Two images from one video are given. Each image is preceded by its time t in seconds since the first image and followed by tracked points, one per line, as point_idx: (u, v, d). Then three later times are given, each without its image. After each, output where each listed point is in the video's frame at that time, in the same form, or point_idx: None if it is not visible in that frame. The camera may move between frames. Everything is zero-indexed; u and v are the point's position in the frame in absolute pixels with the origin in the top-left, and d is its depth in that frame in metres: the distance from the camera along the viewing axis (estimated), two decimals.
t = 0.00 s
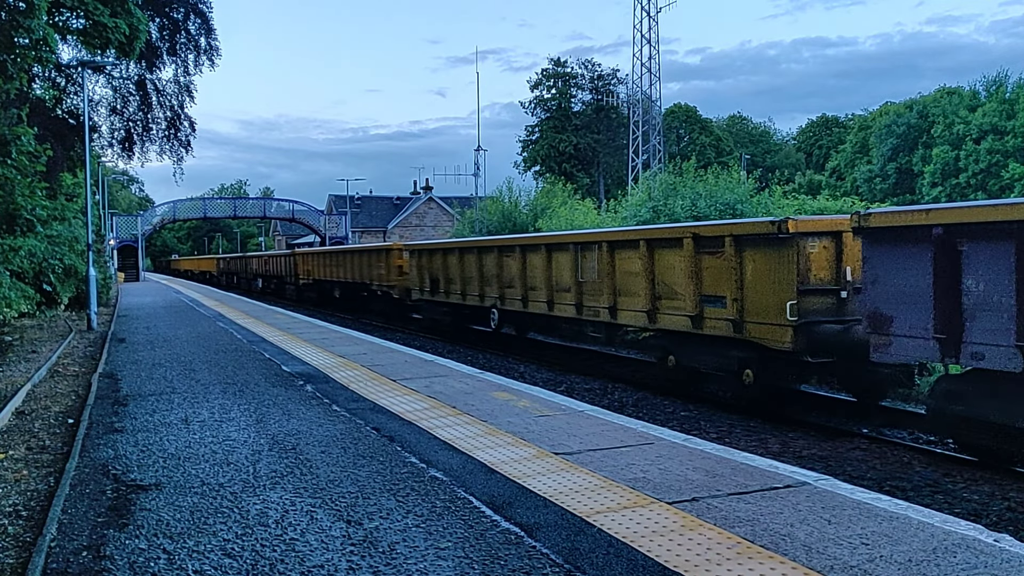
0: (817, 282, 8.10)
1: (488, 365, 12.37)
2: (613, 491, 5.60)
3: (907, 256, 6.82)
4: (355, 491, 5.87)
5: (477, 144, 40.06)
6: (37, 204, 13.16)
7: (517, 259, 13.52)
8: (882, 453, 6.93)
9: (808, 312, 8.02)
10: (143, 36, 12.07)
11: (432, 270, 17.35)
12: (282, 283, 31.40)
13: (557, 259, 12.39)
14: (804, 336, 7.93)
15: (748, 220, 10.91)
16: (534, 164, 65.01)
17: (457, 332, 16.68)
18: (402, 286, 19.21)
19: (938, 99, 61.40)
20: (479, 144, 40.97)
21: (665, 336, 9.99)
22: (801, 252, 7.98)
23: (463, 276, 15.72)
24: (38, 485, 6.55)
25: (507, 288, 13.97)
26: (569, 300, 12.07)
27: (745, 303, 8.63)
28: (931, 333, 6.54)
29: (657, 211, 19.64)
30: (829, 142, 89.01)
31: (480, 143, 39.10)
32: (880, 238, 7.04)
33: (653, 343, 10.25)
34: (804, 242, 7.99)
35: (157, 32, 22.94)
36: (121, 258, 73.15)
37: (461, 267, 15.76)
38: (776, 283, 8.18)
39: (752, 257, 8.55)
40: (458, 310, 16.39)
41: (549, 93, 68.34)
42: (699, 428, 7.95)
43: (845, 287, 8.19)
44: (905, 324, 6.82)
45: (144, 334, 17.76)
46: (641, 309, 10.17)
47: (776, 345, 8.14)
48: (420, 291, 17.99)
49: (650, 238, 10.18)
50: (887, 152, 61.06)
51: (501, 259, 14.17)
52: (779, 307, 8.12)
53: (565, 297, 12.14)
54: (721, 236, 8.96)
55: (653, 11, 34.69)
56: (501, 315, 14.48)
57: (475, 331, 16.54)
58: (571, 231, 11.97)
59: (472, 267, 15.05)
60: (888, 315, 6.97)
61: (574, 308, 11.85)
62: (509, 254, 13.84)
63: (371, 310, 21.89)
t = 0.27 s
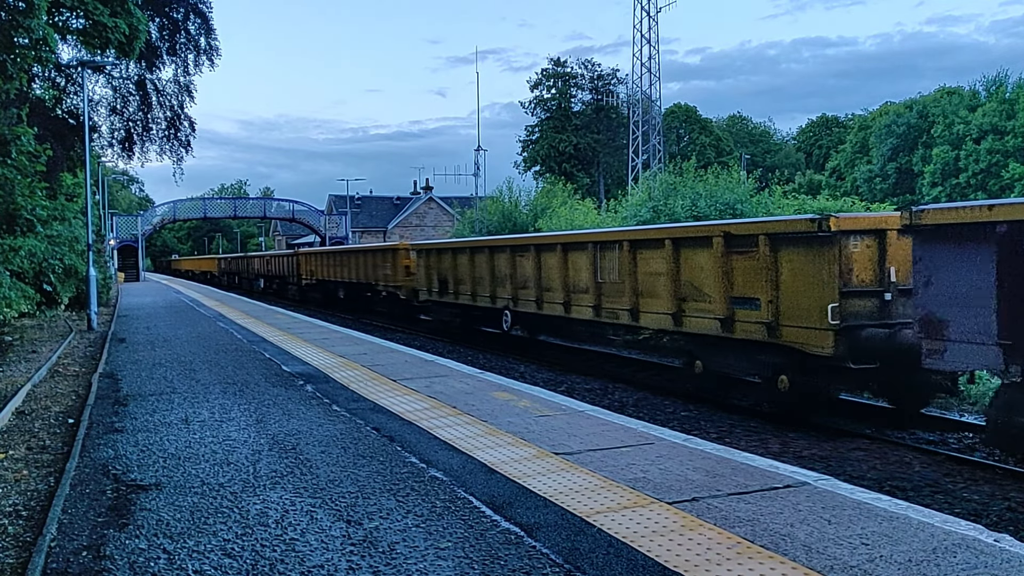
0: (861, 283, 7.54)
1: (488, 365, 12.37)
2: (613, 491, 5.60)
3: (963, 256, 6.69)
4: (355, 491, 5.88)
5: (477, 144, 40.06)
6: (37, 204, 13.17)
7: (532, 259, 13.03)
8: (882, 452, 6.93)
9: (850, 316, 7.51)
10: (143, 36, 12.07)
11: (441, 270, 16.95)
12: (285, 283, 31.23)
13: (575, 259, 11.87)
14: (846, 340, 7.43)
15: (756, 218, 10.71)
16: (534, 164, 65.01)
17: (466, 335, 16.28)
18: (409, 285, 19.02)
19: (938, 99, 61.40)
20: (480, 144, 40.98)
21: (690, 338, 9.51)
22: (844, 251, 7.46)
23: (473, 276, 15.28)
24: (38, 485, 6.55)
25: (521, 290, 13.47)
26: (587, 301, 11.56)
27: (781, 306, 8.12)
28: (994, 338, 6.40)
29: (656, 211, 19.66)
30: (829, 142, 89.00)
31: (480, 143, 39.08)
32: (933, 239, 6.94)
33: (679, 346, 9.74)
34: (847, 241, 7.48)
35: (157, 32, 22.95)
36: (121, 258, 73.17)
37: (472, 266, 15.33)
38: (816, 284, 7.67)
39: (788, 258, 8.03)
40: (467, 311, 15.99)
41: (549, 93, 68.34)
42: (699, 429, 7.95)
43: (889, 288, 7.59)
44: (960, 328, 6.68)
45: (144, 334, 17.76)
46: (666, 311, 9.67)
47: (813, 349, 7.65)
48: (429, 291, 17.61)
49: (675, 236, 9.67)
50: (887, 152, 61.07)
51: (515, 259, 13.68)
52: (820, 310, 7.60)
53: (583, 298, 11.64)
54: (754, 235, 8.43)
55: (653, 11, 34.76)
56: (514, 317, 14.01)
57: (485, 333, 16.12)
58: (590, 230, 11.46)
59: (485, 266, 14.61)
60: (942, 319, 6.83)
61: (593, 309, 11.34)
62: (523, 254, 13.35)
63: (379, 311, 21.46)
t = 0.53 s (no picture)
0: (909, 284, 6.96)
1: (489, 365, 12.37)
2: (613, 490, 5.59)
3: None
4: (355, 491, 5.87)
5: (477, 144, 40.04)
6: (37, 204, 13.17)
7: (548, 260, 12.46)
8: (883, 452, 6.93)
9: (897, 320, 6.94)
10: (143, 36, 12.07)
11: (450, 270, 16.44)
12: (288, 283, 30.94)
13: (595, 259, 11.30)
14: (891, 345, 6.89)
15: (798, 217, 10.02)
16: (534, 164, 65.02)
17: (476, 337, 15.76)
18: (416, 285, 18.63)
19: (938, 99, 61.40)
20: (479, 144, 40.99)
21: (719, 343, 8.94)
22: (891, 251, 6.89)
23: (485, 278, 14.73)
24: (38, 485, 6.55)
25: (536, 291, 12.91)
26: (608, 303, 10.99)
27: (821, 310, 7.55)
28: None
29: (657, 211, 19.67)
30: (829, 142, 89.00)
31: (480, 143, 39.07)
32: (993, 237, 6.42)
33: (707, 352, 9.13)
34: (893, 240, 6.90)
35: (157, 33, 22.95)
36: (121, 258, 73.19)
37: (484, 267, 14.78)
38: (861, 285, 7.11)
39: (828, 258, 7.44)
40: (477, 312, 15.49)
41: (549, 93, 68.36)
42: (700, 428, 7.94)
43: (938, 290, 7.05)
44: None
45: (144, 334, 17.76)
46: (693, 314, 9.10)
47: (859, 356, 7.09)
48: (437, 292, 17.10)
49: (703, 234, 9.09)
50: (887, 152, 61.08)
51: (529, 259, 13.12)
52: (867, 313, 7.05)
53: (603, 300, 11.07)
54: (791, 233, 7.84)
55: (653, 11, 34.77)
56: (527, 320, 13.43)
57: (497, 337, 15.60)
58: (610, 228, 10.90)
59: (497, 266, 14.10)
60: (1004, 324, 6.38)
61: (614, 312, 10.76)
62: (539, 254, 12.80)
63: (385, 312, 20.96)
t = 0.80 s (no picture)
0: (963, 287, 6.44)
1: (489, 365, 12.37)
2: (613, 490, 5.60)
3: None
4: (355, 491, 5.87)
5: (477, 144, 40.00)
6: (37, 204, 13.19)
7: (565, 260, 12.01)
8: (883, 453, 6.93)
9: (950, 325, 6.42)
10: (143, 36, 12.07)
11: (460, 271, 16.02)
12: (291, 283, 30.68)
13: (616, 259, 10.84)
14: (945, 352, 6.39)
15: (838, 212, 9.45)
16: (534, 164, 65.01)
17: (487, 339, 15.36)
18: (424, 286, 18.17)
19: (938, 99, 61.38)
20: (480, 144, 40.94)
21: (752, 347, 8.44)
22: (944, 251, 6.37)
23: (498, 278, 14.31)
24: (38, 485, 6.55)
25: (552, 292, 12.46)
26: (630, 305, 10.51)
27: (864, 313, 7.03)
28: None
29: (657, 211, 19.68)
30: (829, 142, 88.99)
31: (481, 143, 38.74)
32: None
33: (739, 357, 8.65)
34: (947, 239, 6.39)
35: (157, 33, 22.94)
36: (121, 258, 73.21)
37: (496, 268, 14.34)
38: (906, 287, 6.61)
39: (873, 258, 6.93)
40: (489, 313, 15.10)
41: (549, 93, 68.40)
42: (699, 428, 7.95)
43: (995, 292, 6.51)
44: None
45: (144, 334, 17.77)
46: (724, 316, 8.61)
47: (906, 362, 6.59)
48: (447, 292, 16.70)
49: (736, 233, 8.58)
50: (887, 152, 61.08)
51: (545, 260, 12.66)
52: (912, 317, 6.56)
53: (625, 301, 10.60)
54: (832, 232, 7.33)
55: (653, 11, 34.78)
56: (541, 322, 12.99)
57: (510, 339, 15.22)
58: (633, 227, 10.43)
59: (510, 266, 13.67)
60: None
61: (636, 314, 10.30)
62: (556, 255, 12.33)
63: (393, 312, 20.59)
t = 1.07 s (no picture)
0: None
1: (489, 365, 12.36)
2: (613, 491, 5.60)
3: None
4: (355, 491, 5.88)
5: (477, 144, 40.00)
6: (37, 204, 13.20)
7: (582, 261, 11.59)
8: (883, 453, 6.93)
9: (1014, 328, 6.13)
10: (143, 37, 12.06)
11: (470, 271, 15.58)
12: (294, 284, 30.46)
13: (637, 259, 10.49)
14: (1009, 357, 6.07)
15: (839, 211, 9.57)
16: (534, 164, 65.04)
17: (498, 342, 14.97)
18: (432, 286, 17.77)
19: (938, 99, 61.40)
20: (480, 144, 40.94)
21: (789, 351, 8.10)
22: (1007, 249, 6.06)
23: (510, 279, 13.88)
24: (38, 485, 6.55)
25: (569, 293, 12.04)
26: (653, 307, 10.16)
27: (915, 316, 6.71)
28: None
29: (657, 211, 19.69)
30: (829, 142, 88.97)
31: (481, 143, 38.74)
32: None
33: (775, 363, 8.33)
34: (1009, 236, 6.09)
35: (157, 33, 22.93)
36: (121, 258, 73.22)
37: (509, 269, 13.90)
38: (968, 288, 6.28)
39: (925, 258, 6.62)
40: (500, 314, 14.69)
41: (549, 93, 68.44)
42: (699, 429, 7.95)
43: None
44: None
45: (144, 334, 17.77)
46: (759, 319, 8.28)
47: (965, 368, 6.29)
48: (456, 293, 16.26)
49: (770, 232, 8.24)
50: (887, 152, 61.08)
51: (561, 260, 12.23)
52: (974, 320, 6.23)
53: (648, 303, 10.26)
54: (878, 230, 7.00)
55: (653, 11, 34.80)
56: (557, 324, 12.58)
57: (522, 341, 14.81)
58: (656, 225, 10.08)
59: (524, 266, 13.26)
60: None
61: (660, 317, 9.94)
62: (571, 254, 11.90)
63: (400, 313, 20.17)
